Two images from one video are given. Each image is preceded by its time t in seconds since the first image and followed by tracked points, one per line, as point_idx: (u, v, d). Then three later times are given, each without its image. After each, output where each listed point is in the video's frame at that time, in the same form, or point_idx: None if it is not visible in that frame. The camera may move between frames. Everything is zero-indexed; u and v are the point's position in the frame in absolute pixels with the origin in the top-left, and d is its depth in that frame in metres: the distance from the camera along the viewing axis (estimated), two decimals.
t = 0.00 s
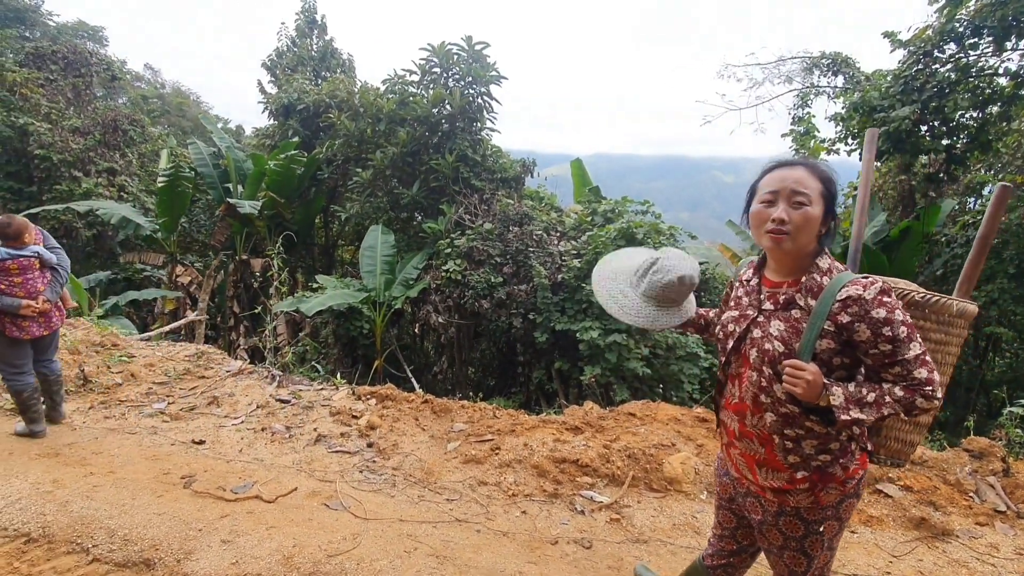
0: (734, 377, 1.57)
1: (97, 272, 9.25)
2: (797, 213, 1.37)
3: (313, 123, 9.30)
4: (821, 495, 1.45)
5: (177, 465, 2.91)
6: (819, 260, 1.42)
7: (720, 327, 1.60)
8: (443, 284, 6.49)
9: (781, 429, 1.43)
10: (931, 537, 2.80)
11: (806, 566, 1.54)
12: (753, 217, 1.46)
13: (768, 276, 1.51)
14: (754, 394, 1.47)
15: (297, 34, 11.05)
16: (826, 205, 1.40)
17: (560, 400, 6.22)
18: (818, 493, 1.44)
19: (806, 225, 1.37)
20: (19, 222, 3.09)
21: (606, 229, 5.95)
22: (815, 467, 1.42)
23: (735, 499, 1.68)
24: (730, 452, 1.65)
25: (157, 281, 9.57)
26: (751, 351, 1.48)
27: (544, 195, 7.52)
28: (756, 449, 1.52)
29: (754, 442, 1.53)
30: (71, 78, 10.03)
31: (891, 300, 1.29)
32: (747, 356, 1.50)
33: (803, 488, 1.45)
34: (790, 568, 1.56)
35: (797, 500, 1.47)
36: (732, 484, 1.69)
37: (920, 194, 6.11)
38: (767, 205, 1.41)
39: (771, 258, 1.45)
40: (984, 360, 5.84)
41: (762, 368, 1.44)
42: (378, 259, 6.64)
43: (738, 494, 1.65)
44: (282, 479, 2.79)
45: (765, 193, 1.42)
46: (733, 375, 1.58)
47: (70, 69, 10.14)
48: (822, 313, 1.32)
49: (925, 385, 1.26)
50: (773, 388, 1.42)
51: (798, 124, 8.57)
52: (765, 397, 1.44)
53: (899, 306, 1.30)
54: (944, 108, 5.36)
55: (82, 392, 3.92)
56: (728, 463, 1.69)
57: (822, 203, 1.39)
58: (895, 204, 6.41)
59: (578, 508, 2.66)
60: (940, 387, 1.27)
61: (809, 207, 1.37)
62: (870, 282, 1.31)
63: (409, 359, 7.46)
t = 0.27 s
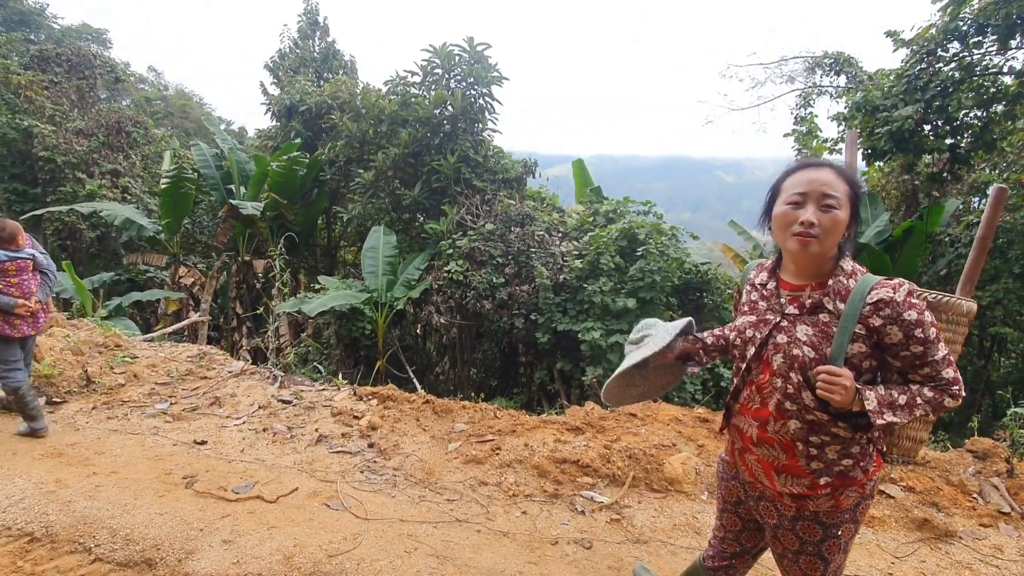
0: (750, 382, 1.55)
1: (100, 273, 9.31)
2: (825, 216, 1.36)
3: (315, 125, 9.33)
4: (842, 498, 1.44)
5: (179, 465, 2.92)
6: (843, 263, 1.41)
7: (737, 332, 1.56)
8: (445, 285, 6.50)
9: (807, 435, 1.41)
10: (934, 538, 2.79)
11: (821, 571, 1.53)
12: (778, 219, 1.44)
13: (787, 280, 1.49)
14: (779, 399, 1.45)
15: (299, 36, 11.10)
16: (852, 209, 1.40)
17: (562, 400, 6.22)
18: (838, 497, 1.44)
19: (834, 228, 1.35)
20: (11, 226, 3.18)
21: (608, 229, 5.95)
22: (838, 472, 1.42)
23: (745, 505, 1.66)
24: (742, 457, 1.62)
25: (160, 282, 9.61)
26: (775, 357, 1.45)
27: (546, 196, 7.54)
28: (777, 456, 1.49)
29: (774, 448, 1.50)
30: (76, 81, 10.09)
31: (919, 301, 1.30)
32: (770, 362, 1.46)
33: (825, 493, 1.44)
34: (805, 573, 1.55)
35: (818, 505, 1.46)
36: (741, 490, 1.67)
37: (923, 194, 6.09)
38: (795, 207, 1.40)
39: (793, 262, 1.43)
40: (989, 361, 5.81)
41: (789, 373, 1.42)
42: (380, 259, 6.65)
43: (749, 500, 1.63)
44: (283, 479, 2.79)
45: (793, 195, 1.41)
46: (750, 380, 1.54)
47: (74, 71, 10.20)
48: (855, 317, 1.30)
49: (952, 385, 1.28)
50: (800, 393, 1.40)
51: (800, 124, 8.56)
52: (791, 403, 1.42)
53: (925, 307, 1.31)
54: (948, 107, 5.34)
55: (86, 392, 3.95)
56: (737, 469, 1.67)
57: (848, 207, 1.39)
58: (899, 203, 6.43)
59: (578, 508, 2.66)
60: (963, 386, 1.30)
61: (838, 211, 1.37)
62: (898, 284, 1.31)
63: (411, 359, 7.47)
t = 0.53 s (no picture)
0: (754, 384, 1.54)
1: (100, 274, 9.32)
2: (833, 215, 1.36)
3: (315, 125, 9.33)
4: (849, 502, 1.44)
5: (177, 465, 2.92)
6: (851, 263, 1.41)
7: (742, 334, 1.55)
8: (445, 285, 6.49)
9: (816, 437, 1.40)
10: (933, 539, 2.78)
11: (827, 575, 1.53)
12: (785, 217, 1.44)
13: (791, 279, 1.50)
14: (787, 401, 1.44)
15: (299, 37, 11.11)
16: (859, 208, 1.40)
17: (561, 400, 6.22)
18: (845, 501, 1.44)
19: (842, 227, 1.35)
20: (7, 220, 3.54)
21: (607, 229, 5.94)
22: (845, 475, 1.42)
23: (749, 508, 1.65)
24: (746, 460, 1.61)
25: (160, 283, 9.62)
26: (782, 358, 1.44)
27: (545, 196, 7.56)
28: (783, 459, 1.48)
29: (780, 452, 1.49)
30: (76, 83, 10.12)
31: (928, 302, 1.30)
32: (777, 363, 1.45)
33: (832, 496, 1.44)
34: None
35: (825, 509, 1.45)
36: (744, 493, 1.66)
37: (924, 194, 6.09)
38: (802, 206, 1.40)
39: (800, 261, 1.44)
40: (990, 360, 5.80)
41: (797, 375, 1.40)
42: (380, 260, 6.65)
43: (753, 504, 1.62)
44: (280, 480, 2.79)
45: (800, 193, 1.41)
46: (755, 382, 1.53)
47: (75, 73, 10.23)
48: (865, 316, 1.31)
49: (963, 386, 1.28)
50: (809, 395, 1.40)
51: (800, 123, 8.56)
52: (799, 405, 1.42)
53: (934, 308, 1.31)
54: (948, 105, 5.34)
55: (85, 393, 3.95)
56: (740, 473, 1.66)
57: (856, 205, 1.39)
58: (899, 202, 6.43)
59: (575, 508, 2.66)
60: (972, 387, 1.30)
61: (846, 210, 1.36)
62: (908, 284, 1.32)
63: (410, 360, 7.48)
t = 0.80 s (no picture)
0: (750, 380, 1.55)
1: (99, 277, 9.33)
2: (830, 214, 1.35)
3: (313, 127, 9.34)
4: (838, 503, 1.44)
5: (174, 468, 2.92)
6: (848, 262, 1.41)
7: (738, 329, 1.56)
8: (443, 286, 6.49)
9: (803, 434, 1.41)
10: (931, 538, 2.78)
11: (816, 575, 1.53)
12: (783, 217, 1.44)
13: (791, 278, 1.50)
14: (777, 398, 1.45)
15: (297, 39, 11.13)
16: (858, 206, 1.39)
17: (560, 401, 6.21)
18: (834, 501, 1.44)
19: (839, 226, 1.35)
20: None
21: (606, 230, 5.95)
22: (834, 474, 1.41)
23: (743, 506, 1.66)
24: (741, 457, 1.62)
25: (159, 285, 9.62)
26: (774, 355, 1.45)
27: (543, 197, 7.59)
28: (772, 456, 1.49)
29: (770, 449, 1.50)
30: (75, 86, 10.12)
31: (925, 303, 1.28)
32: (770, 359, 1.46)
33: (819, 496, 1.44)
34: None
35: (813, 508, 1.46)
36: (738, 490, 1.67)
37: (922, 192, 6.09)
38: (799, 206, 1.40)
39: (798, 260, 1.44)
40: (989, 359, 5.81)
41: (788, 372, 1.41)
42: (378, 261, 6.65)
43: (746, 500, 1.63)
44: (278, 481, 2.79)
45: (797, 193, 1.41)
46: (750, 378, 1.55)
47: (74, 76, 10.24)
48: (856, 315, 1.30)
49: (958, 391, 1.25)
50: (798, 392, 1.40)
51: (797, 123, 8.57)
52: (788, 402, 1.42)
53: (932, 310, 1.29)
54: (946, 104, 5.34)
55: (83, 395, 3.95)
56: (735, 469, 1.67)
57: (854, 204, 1.38)
58: (898, 201, 6.46)
59: (572, 508, 2.66)
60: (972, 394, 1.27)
61: (843, 208, 1.36)
62: (904, 284, 1.30)
63: (409, 361, 7.48)
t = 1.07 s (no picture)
0: (740, 377, 1.58)
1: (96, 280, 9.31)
2: (816, 214, 1.36)
3: (310, 129, 9.33)
4: (821, 501, 1.44)
5: (172, 471, 2.91)
6: (834, 262, 1.41)
7: (730, 327, 1.61)
8: (441, 287, 6.48)
9: (783, 431, 1.42)
10: (929, 535, 2.79)
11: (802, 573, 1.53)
12: (770, 215, 1.45)
13: (779, 277, 1.51)
14: (759, 394, 1.47)
15: (294, 41, 11.12)
16: (844, 205, 1.40)
17: (559, 401, 6.21)
18: (817, 500, 1.43)
19: (825, 225, 1.36)
20: None
21: (603, 230, 5.95)
22: (816, 473, 1.41)
23: (735, 502, 1.67)
24: (731, 453, 1.64)
25: (157, 288, 9.60)
26: (757, 351, 1.48)
27: (541, 197, 7.58)
28: (756, 451, 1.51)
29: (755, 444, 1.53)
30: (72, 88, 10.10)
31: (907, 306, 1.26)
32: (753, 356, 1.50)
33: (802, 494, 1.44)
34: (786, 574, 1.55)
35: (796, 505, 1.46)
36: (732, 487, 1.69)
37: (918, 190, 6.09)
38: (785, 205, 1.41)
39: (785, 259, 1.44)
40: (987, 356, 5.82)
41: (769, 368, 1.44)
42: (376, 263, 6.64)
43: (737, 497, 1.65)
44: (276, 483, 2.79)
45: (784, 191, 1.41)
46: (739, 374, 1.58)
47: (71, 79, 10.22)
48: (833, 315, 1.30)
49: (938, 396, 1.22)
50: (777, 389, 1.42)
51: (794, 122, 8.59)
52: (769, 398, 1.45)
53: (916, 313, 1.27)
54: (942, 102, 5.34)
55: (81, 399, 3.94)
56: (728, 466, 1.69)
57: (841, 203, 1.39)
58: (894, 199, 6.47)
59: (570, 508, 2.67)
60: (955, 400, 1.23)
61: (829, 208, 1.37)
62: (886, 286, 1.29)
63: (408, 362, 7.47)
